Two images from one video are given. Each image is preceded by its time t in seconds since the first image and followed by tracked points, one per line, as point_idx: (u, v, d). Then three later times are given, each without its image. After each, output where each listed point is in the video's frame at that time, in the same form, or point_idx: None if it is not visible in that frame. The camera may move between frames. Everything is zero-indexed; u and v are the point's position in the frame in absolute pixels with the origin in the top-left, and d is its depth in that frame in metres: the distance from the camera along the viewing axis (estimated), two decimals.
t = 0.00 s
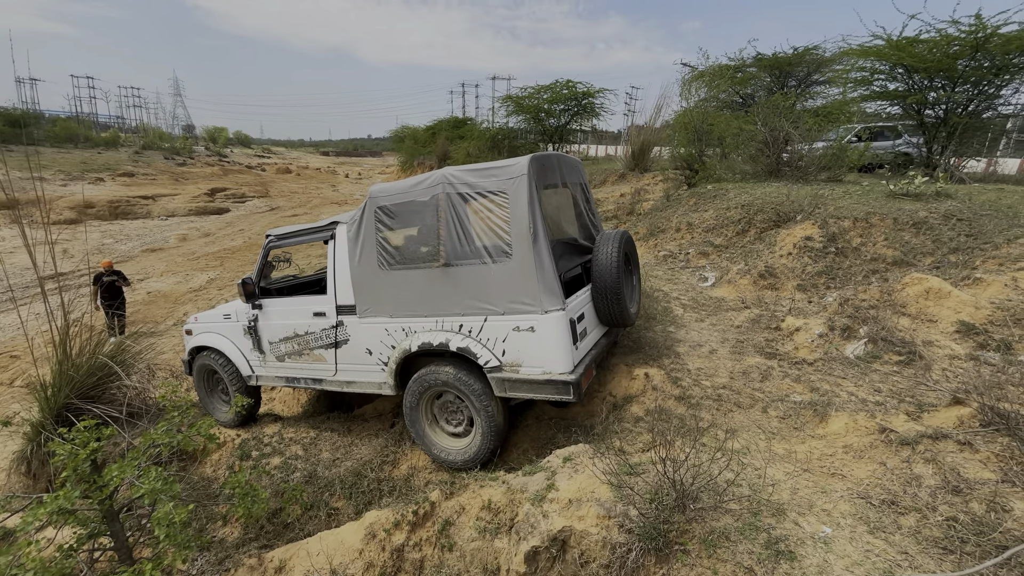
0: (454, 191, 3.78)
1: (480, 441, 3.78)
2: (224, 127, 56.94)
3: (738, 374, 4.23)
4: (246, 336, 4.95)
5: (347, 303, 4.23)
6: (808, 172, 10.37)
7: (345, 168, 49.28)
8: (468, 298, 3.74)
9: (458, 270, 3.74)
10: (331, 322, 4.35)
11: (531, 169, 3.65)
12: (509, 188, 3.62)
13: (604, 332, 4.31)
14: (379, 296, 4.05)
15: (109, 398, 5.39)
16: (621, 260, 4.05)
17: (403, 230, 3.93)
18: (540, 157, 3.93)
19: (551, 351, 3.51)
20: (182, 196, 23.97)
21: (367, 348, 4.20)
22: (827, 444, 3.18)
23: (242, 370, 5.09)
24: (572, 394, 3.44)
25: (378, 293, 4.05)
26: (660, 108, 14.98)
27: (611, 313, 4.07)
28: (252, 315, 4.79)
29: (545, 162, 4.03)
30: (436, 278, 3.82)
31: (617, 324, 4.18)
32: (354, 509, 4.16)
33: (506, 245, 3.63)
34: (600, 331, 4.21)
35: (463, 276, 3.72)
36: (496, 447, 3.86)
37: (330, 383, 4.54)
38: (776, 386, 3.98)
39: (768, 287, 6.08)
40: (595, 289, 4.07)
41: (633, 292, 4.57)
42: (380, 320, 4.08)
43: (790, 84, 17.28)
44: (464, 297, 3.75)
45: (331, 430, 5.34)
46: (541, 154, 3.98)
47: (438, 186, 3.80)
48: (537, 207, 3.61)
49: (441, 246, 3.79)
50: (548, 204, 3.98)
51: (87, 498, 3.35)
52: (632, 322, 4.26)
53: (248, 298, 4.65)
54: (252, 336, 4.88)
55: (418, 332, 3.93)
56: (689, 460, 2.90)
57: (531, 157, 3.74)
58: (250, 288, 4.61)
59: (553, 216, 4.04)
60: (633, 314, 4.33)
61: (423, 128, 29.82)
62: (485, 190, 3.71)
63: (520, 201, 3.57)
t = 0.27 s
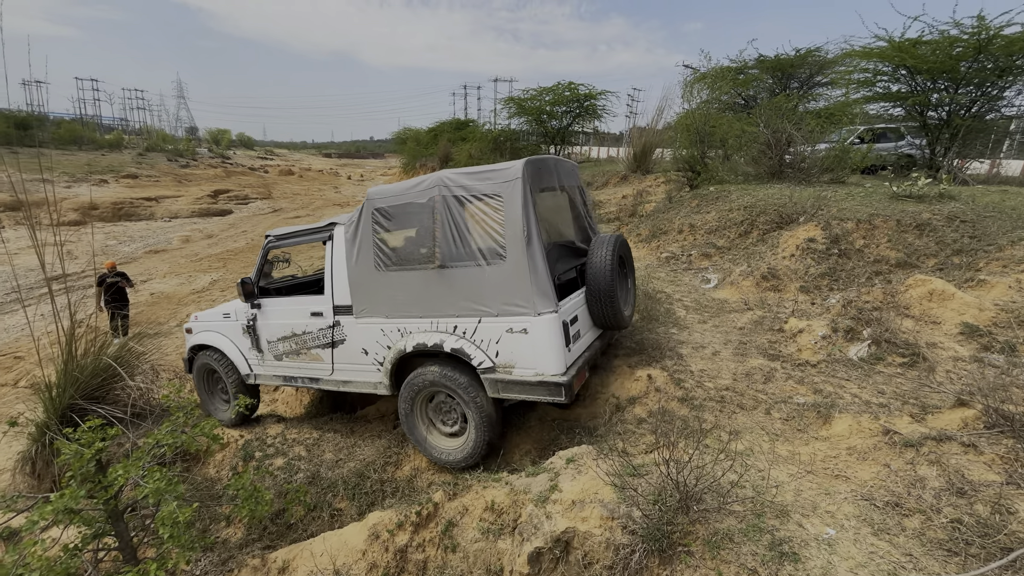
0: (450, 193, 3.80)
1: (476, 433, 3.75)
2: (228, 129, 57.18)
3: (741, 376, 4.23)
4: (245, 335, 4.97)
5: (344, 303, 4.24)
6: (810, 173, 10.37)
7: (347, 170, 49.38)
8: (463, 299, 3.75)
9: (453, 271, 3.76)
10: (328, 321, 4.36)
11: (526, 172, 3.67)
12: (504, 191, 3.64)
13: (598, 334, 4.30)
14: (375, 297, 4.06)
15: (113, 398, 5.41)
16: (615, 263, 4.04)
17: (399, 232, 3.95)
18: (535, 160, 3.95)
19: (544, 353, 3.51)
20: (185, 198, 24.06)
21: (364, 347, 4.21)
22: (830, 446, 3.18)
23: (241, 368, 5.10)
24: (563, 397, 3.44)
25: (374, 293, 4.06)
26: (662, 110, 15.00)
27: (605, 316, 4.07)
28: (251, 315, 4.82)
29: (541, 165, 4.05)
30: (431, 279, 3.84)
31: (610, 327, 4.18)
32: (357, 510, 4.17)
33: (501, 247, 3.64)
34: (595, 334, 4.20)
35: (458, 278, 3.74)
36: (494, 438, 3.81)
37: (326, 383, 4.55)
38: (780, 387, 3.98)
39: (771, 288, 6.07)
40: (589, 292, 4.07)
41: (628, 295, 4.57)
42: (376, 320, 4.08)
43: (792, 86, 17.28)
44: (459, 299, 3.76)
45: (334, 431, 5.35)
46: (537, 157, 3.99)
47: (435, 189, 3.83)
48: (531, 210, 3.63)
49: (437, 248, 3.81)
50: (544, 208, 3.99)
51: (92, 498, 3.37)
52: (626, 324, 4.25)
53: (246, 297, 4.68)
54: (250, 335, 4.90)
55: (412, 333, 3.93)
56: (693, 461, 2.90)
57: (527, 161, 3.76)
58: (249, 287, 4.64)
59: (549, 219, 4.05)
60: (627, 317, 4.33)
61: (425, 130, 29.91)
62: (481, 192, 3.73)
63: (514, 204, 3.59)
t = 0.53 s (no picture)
0: (428, 194, 3.83)
1: (448, 408, 3.79)
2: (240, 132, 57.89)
3: (754, 375, 4.20)
4: (242, 331, 5.03)
5: (332, 300, 4.28)
6: (823, 172, 10.25)
7: (357, 171, 49.70)
8: (440, 296, 3.78)
9: (430, 270, 3.79)
10: (317, 318, 4.40)
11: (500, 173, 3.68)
12: (478, 192, 3.65)
13: (578, 332, 4.32)
14: (358, 295, 4.10)
15: (131, 397, 5.50)
16: (592, 262, 4.05)
17: (380, 232, 3.99)
18: (512, 160, 3.96)
19: (516, 350, 3.52)
20: (199, 200, 24.40)
21: (351, 343, 4.24)
22: (846, 446, 3.14)
23: (240, 364, 5.16)
24: (534, 392, 3.46)
25: (358, 292, 4.10)
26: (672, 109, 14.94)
27: (583, 313, 4.08)
28: (246, 311, 4.89)
29: (518, 165, 4.06)
30: (410, 278, 3.87)
31: (588, 325, 4.19)
32: (369, 508, 4.20)
33: (474, 248, 3.66)
34: (574, 331, 4.21)
35: (435, 277, 3.77)
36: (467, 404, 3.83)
37: (317, 377, 4.57)
38: (793, 388, 3.94)
39: (784, 288, 6.01)
40: (567, 290, 4.08)
41: (609, 294, 4.57)
42: (361, 316, 4.13)
43: (805, 84, 17.10)
44: (437, 297, 3.79)
45: (346, 430, 5.40)
46: (514, 157, 4.00)
47: (414, 190, 3.86)
48: (505, 210, 3.64)
49: (415, 248, 3.85)
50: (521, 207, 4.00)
51: (111, 494, 3.43)
52: (605, 323, 4.25)
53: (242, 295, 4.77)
54: (246, 330, 4.95)
55: (394, 329, 3.97)
56: (705, 462, 2.88)
57: (502, 162, 3.76)
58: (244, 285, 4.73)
59: (526, 218, 4.07)
60: (607, 315, 4.34)
61: (435, 131, 30.04)
62: (457, 193, 3.74)
63: (487, 205, 3.61)
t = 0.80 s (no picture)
0: (406, 196, 4.06)
1: (426, 389, 4.03)
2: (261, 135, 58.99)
3: (773, 378, 4.09)
4: (246, 337, 5.24)
5: (325, 305, 4.50)
6: (847, 168, 9.98)
7: (375, 173, 50.19)
8: (422, 294, 3.98)
9: (411, 269, 4.00)
10: (312, 321, 4.61)
11: (469, 171, 3.89)
12: (450, 190, 3.86)
13: (563, 321, 4.48)
14: (349, 297, 4.33)
15: (155, 395, 5.61)
16: (569, 252, 4.21)
17: (365, 236, 4.23)
18: (482, 158, 4.16)
19: (494, 341, 3.68)
20: (222, 202, 24.92)
21: (344, 345, 4.44)
22: (870, 452, 3.04)
23: (246, 369, 5.35)
24: (513, 381, 3.60)
25: (348, 294, 4.33)
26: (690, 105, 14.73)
27: (564, 302, 4.24)
28: (248, 319, 5.11)
29: (488, 163, 4.26)
30: (395, 278, 4.09)
31: (571, 314, 4.34)
32: (383, 508, 4.20)
33: (450, 244, 3.86)
34: (557, 321, 4.38)
35: (416, 274, 3.98)
36: (443, 379, 4.07)
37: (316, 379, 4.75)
38: (815, 390, 3.83)
39: (805, 287, 5.86)
40: (547, 281, 4.25)
41: (592, 285, 4.73)
42: (352, 319, 4.34)
43: (828, 78, 16.67)
44: (420, 294, 3.99)
45: (361, 429, 5.44)
46: (483, 155, 4.21)
47: (392, 193, 4.10)
48: (476, 207, 3.83)
49: (397, 248, 4.07)
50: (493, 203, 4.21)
51: (134, 491, 3.51)
52: (587, 310, 4.41)
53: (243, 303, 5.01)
54: (249, 337, 5.17)
55: (383, 329, 4.16)
56: (721, 466, 2.81)
57: (471, 160, 3.97)
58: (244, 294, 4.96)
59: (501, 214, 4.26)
60: (589, 302, 4.50)
61: (451, 132, 30.15)
62: (432, 193, 3.96)
63: (459, 202, 3.81)
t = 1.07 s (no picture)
0: (420, 200, 4.03)
1: (432, 391, 4.00)
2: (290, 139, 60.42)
3: (798, 382, 3.89)
4: (264, 334, 5.30)
5: (339, 303, 4.51)
6: (881, 162, 9.54)
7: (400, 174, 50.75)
8: (432, 298, 3.95)
9: (423, 273, 3.97)
10: (327, 320, 4.63)
11: (484, 177, 3.84)
12: (464, 196, 3.82)
13: (574, 330, 4.38)
14: (361, 298, 4.33)
15: (179, 392, 5.73)
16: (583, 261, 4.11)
17: (379, 238, 4.22)
18: (497, 164, 4.11)
19: (501, 348, 3.63)
20: (251, 205, 25.60)
21: (356, 345, 4.44)
22: (903, 464, 2.84)
23: (264, 365, 5.42)
24: (519, 389, 3.55)
25: (361, 295, 4.33)
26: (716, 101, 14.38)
27: (575, 311, 4.14)
28: (267, 316, 5.16)
29: (504, 168, 4.21)
30: (406, 280, 4.06)
31: (582, 323, 4.24)
32: (396, 509, 4.15)
33: (461, 249, 3.81)
34: (568, 329, 4.29)
35: (427, 278, 3.95)
36: (449, 381, 4.04)
37: (329, 378, 4.77)
38: (843, 396, 3.62)
39: (835, 287, 5.60)
40: (559, 289, 4.16)
41: (605, 294, 4.62)
42: (364, 319, 4.34)
43: (862, 69, 16.03)
44: (430, 298, 3.96)
45: (376, 430, 5.44)
46: (499, 161, 4.16)
47: (407, 196, 4.07)
48: (489, 212, 3.78)
49: (409, 251, 4.05)
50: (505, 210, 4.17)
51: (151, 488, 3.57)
52: (599, 321, 4.30)
53: (263, 300, 5.06)
54: (267, 334, 5.22)
55: (393, 331, 4.16)
56: (739, 477, 2.67)
57: (485, 165, 3.93)
58: (264, 292, 5.01)
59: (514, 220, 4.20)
60: (602, 313, 4.39)
61: (474, 133, 30.24)
62: (445, 197, 3.92)
63: (471, 207, 3.76)
